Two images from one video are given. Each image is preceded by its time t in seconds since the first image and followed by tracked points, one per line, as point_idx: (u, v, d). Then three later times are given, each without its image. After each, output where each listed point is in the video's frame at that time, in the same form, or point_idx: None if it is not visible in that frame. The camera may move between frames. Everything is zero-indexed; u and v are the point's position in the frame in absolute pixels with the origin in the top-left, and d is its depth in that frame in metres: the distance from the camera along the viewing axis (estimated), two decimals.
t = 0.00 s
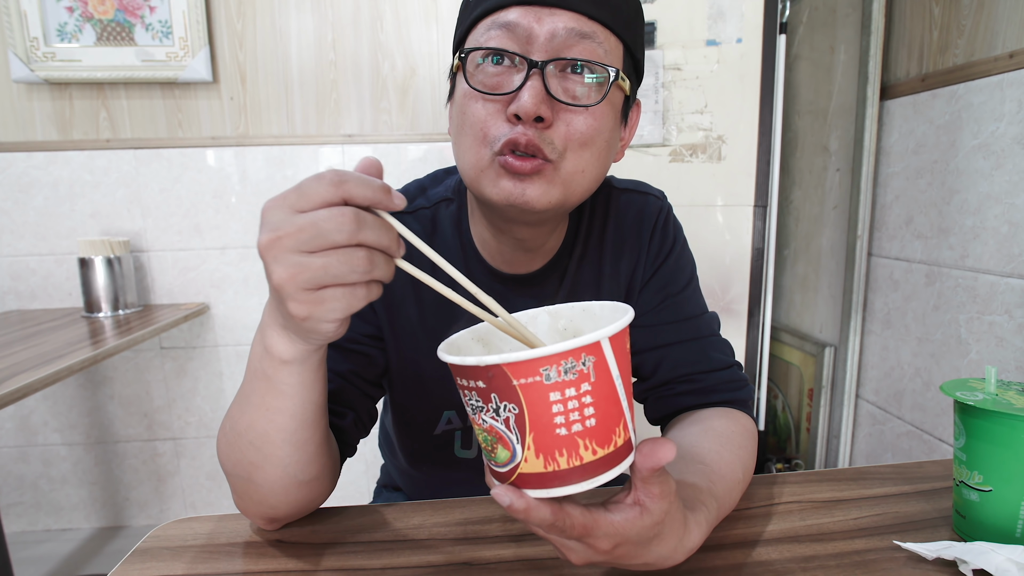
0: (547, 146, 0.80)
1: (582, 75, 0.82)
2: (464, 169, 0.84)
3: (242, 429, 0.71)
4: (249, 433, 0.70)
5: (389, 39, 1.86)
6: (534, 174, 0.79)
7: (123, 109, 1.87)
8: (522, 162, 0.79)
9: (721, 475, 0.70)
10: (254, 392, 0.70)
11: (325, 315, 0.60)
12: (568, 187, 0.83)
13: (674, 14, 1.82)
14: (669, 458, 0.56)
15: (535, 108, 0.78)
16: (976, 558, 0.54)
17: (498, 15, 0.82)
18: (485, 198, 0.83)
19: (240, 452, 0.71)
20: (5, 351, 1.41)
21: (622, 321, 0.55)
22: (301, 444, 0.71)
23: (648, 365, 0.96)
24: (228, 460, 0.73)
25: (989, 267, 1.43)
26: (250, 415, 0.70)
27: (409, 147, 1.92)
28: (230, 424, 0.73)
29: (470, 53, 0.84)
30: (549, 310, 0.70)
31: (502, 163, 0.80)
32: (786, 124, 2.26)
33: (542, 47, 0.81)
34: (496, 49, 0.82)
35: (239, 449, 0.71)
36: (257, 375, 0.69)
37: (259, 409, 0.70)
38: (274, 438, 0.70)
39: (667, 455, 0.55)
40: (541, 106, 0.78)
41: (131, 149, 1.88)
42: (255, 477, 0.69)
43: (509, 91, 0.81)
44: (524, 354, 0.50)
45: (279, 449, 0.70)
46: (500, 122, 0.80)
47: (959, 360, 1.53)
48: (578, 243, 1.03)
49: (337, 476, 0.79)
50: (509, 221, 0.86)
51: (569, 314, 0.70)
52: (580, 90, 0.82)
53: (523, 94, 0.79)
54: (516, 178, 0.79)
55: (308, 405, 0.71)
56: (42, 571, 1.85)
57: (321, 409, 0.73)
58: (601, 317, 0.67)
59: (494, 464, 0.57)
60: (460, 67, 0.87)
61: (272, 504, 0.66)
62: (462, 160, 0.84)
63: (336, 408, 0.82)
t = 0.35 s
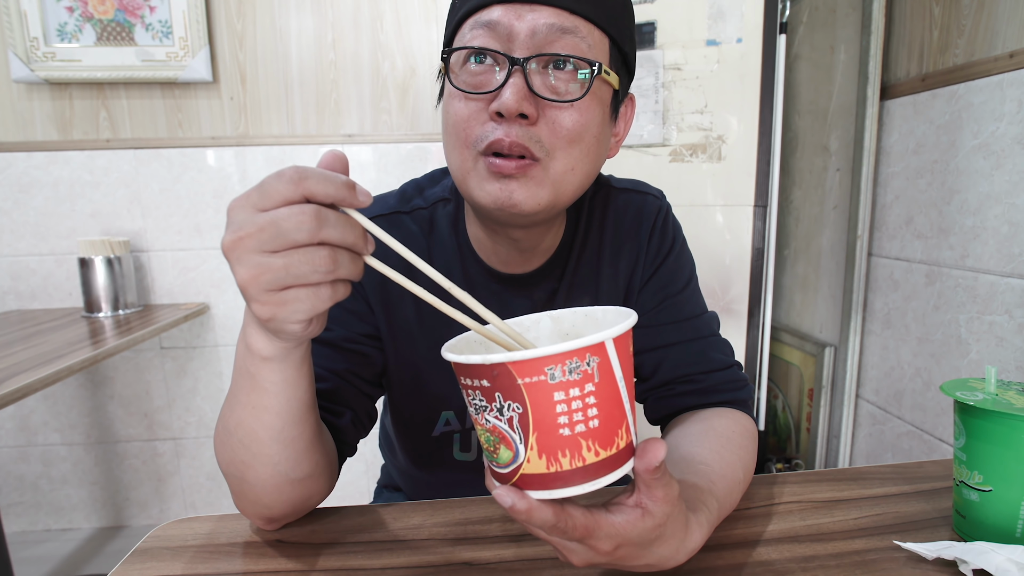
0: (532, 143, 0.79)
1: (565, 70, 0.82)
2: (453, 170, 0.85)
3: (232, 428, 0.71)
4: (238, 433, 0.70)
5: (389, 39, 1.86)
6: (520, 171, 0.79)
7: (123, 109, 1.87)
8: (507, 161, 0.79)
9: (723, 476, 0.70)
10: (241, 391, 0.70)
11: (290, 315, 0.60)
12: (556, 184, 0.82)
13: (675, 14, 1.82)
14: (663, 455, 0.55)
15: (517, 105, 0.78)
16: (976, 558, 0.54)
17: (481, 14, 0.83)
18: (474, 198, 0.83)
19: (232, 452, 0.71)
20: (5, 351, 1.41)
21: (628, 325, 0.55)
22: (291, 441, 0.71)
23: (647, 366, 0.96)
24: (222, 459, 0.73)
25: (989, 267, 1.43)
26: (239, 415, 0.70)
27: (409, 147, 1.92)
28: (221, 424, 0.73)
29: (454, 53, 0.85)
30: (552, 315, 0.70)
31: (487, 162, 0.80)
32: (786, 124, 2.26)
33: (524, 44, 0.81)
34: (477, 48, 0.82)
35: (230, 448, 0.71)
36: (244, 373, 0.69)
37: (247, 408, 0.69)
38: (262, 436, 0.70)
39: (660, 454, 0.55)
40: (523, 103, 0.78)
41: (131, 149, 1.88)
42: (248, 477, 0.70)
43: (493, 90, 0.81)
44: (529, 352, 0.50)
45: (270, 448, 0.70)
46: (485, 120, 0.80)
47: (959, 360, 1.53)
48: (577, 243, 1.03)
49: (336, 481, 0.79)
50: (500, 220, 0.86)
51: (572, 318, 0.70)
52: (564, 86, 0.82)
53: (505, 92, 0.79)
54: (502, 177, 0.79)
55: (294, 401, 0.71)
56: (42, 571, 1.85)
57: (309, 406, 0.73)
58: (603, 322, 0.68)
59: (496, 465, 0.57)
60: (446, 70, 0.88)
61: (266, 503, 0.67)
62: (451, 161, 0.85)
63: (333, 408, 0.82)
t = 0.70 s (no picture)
0: (523, 142, 0.79)
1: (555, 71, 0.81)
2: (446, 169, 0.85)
3: (241, 437, 0.70)
4: (248, 444, 0.69)
5: (389, 39, 1.86)
6: (511, 169, 0.79)
7: (123, 109, 1.87)
8: (497, 160, 0.79)
9: (722, 476, 0.69)
10: (254, 404, 0.68)
11: (343, 369, 0.57)
12: (549, 181, 0.82)
13: (674, 14, 1.82)
14: (665, 455, 0.55)
15: (507, 105, 0.78)
16: (976, 558, 0.54)
17: (470, 16, 0.83)
18: (466, 197, 0.83)
19: (241, 460, 0.71)
20: (5, 351, 1.41)
21: (627, 324, 0.55)
22: (301, 453, 0.70)
23: (646, 366, 0.96)
24: (230, 465, 0.72)
25: (989, 267, 1.43)
26: (249, 426, 0.69)
27: (409, 146, 1.92)
28: (230, 430, 0.72)
29: (446, 54, 0.85)
30: (555, 315, 0.70)
31: (479, 161, 0.80)
32: (786, 124, 2.26)
33: (513, 45, 0.81)
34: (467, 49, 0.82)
35: (239, 457, 0.71)
36: (257, 388, 0.67)
37: (258, 422, 0.68)
38: (273, 448, 0.69)
39: (662, 453, 0.55)
40: (513, 102, 0.78)
41: (131, 149, 1.88)
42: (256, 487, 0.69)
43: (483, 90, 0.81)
44: (528, 351, 0.50)
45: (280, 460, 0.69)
46: (475, 120, 0.80)
47: (959, 360, 1.53)
48: (576, 242, 1.03)
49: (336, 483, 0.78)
50: (494, 218, 0.86)
51: (574, 318, 0.70)
52: (554, 86, 0.82)
53: (494, 92, 0.79)
54: (494, 175, 0.79)
55: (309, 419, 0.69)
56: (42, 571, 1.85)
57: (321, 421, 0.72)
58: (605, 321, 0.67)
59: (497, 463, 0.58)
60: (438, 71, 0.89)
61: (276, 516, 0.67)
62: (443, 160, 0.85)
63: (335, 409, 0.82)
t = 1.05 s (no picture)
0: (522, 138, 0.79)
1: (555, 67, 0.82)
2: (446, 164, 0.85)
3: (253, 454, 0.69)
4: (260, 460, 0.68)
5: (389, 39, 1.86)
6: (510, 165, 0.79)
7: (123, 109, 1.87)
8: (497, 154, 0.79)
9: (723, 475, 0.69)
10: (268, 428, 0.67)
11: (349, 410, 0.56)
12: (549, 178, 0.82)
13: (674, 14, 1.82)
14: (669, 449, 0.55)
15: (507, 100, 0.78)
16: (976, 558, 0.54)
17: (471, 12, 0.83)
18: (465, 192, 0.83)
19: (250, 475, 0.69)
20: (5, 351, 1.41)
21: (637, 316, 0.56)
22: (313, 471, 0.70)
23: (647, 366, 0.95)
24: (238, 481, 0.71)
25: (989, 267, 1.43)
26: (264, 449, 0.68)
27: (409, 147, 1.92)
28: (239, 445, 0.70)
29: (446, 50, 0.85)
30: (558, 310, 0.70)
31: (478, 156, 0.80)
32: (786, 124, 2.26)
33: (513, 41, 0.81)
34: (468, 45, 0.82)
35: (249, 473, 0.69)
36: (272, 417, 0.66)
37: (272, 442, 0.68)
38: (287, 471, 0.68)
39: (666, 447, 0.55)
40: (513, 98, 0.78)
41: (131, 149, 1.88)
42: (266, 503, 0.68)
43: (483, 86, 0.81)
44: (540, 339, 0.50)
45: (292, 478, 0.68)
46: (475, 116, 0.80)
47: (959, 360, 1.53)
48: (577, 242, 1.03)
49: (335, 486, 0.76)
50: (492, 214, 0.86)
51: (579, 313, 0.70)
52: (554, 82, 0.82)
53: (494, 88, 0.79)
54: (492, 170, 0.79)
55: (325, 442, 0.69)
56: (42, 571, 1.85)
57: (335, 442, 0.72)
58: (609, 316, 0.67)
59: (502, 455, 0.57)
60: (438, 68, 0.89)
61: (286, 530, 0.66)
62: (443, 155, 0.85)
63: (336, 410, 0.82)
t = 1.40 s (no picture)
0: (534, 160, 0.80)
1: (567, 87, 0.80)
2: (456, 178, 0.86)
3: (232, 422, 0.71)
4: (238, 427, 0.70)
5: (389, 38, 1.86)
6: (521, 186, 0.80)
7: (123, 109, 1.87)
8: (508, 177, 0.80)
9: (723, 476, 0.70)
10: (242, 384, 0.70)
11: (282, 296, 0.61)
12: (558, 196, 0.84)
13: (674, 14, 1.82)
14: (664, 451, 0.55)
15: (519, 124, 0.77)
16: (976, 558, 0.54)
17: (480, 24, 0.80)
18: (476, 206, 0.85)
19: (232, 447, 0.71)
20: (5, 351, 1.41)
21: (640, 324, 0.57)
22: (290, 437, 0.71)
23: (647, 366, 0.95)
24: (222, 455, 0.73)
25: (989, 267, 1.43)
26: (238, 408, 0.70)
27: (409, 147, 1.92)
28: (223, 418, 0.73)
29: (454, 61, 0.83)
30: (543, 319, 0.70)
31: (489, 176, 0.81)
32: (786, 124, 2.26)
33: (524, 60, 0.79)
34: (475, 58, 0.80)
35: (231, 443, 0.71)
36: (245, 367, 0.70)
37: (245, 400, 0.70)
38: (261, 432, 0.70)
39: (661, 449, 0.55)
40: (526, 122, 0.78)
41: (131, 149, 1.88)
42: (248, 473, 0.70)
43: (495, 105, 0.80)
44: (557, 353, 0.50)
45: (268, 442, 0.70)
46: (486, 136, 0.80)
47: (959, 360, 1.53)
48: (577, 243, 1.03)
49: (328, 471, 0.77)
50: (502, 227, 0.88)
51: (564, 322, 0.70)
52: (566, 102, 0.81)
53: (506, 109, 0.78)
54: (504, 191, 0.80)
55: (292, 395, 0.70)
56: (42, 571, 1.85)
57: (308, 402, 0.72)
58: (598, 325, 0.68)
59: (506, 473, 0.56)
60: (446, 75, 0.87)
61: (265, 500, 0.67)
62: (452, 169, 0.86)
63: (333, 407, 0.82)
